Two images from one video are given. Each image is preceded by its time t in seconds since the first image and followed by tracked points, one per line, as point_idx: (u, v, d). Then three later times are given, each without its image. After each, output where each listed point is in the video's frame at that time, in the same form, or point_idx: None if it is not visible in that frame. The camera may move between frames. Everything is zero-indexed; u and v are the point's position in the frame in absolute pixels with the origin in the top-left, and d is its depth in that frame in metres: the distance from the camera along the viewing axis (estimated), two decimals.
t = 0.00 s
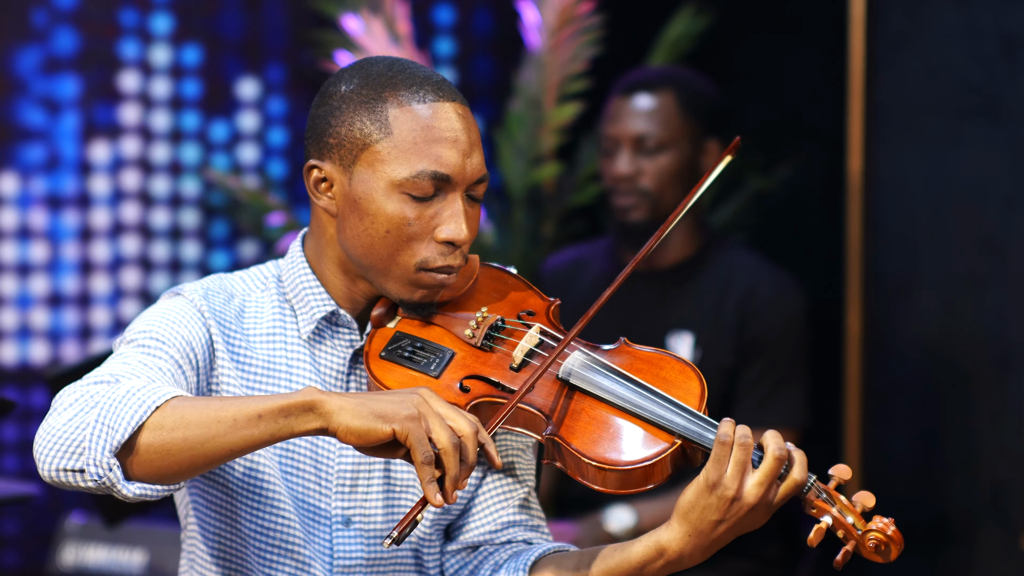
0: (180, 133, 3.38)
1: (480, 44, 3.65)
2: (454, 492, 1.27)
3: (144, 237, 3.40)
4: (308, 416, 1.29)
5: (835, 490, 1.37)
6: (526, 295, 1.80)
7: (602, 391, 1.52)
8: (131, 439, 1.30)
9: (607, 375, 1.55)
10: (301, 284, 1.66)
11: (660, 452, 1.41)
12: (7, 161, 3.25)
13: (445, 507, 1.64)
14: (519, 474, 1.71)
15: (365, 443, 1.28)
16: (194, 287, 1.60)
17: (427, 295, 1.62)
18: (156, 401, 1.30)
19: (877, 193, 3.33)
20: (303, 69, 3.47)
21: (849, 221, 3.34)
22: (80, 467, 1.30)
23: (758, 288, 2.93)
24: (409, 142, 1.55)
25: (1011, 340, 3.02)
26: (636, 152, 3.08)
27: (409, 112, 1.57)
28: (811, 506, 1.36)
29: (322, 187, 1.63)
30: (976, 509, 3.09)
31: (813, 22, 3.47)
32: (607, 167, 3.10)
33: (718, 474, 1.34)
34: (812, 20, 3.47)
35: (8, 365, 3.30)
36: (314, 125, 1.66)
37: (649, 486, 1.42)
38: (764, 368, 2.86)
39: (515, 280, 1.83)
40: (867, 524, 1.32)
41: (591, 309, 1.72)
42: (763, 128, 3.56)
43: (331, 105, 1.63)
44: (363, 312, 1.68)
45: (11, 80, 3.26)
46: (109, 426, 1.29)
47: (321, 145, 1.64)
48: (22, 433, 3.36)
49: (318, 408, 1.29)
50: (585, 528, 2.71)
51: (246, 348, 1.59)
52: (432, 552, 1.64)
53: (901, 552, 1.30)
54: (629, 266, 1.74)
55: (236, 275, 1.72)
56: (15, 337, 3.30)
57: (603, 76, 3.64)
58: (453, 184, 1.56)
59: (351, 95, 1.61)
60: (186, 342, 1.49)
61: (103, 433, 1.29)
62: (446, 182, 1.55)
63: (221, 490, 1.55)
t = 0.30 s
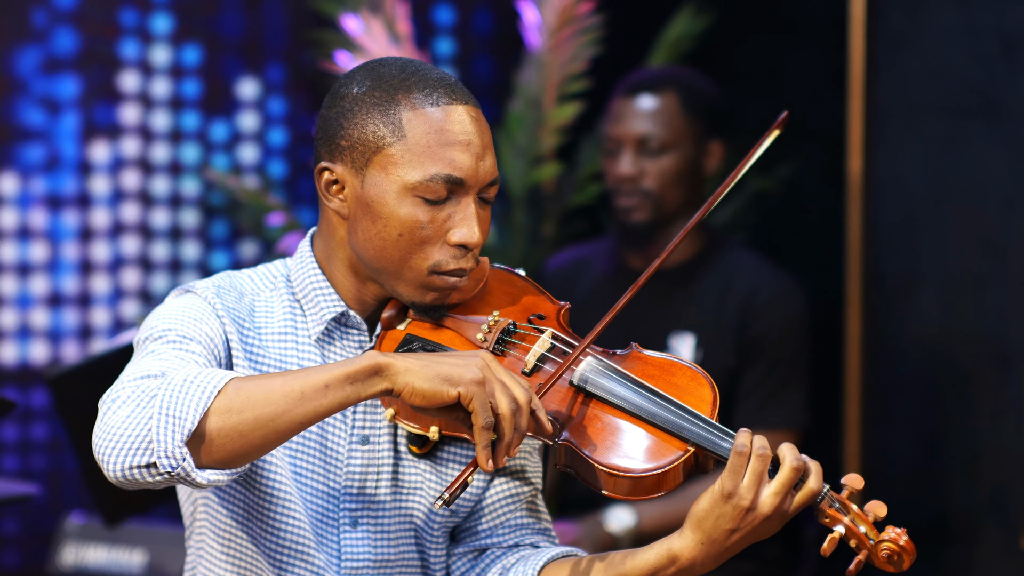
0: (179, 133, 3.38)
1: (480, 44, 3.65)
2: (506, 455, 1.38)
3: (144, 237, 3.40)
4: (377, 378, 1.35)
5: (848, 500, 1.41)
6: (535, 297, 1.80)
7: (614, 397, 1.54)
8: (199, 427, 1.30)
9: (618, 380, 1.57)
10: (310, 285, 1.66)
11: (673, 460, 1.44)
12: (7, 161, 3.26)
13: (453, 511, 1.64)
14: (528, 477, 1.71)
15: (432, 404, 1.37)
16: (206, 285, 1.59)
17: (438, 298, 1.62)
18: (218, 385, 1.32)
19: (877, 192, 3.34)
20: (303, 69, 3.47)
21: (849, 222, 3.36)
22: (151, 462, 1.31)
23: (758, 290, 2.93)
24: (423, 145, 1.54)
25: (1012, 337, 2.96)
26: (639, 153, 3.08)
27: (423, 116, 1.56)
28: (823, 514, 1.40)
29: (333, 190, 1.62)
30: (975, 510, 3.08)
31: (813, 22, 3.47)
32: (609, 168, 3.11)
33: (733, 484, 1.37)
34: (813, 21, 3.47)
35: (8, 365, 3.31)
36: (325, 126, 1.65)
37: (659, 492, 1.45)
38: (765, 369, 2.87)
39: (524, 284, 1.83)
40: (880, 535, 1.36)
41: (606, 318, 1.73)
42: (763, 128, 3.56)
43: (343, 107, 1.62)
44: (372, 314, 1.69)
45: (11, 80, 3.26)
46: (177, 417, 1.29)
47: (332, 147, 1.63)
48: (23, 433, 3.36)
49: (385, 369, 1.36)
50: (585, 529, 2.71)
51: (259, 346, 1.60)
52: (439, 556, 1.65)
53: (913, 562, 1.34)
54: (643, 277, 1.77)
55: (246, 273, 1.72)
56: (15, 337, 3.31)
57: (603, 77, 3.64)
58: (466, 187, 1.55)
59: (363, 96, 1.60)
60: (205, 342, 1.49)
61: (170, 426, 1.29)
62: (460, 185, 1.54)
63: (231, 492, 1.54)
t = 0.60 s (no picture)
0: (179, 133, 3.38)
1: (480, 44, 3.65)
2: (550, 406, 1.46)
3: (144, 237, 3.40)
4: (433, 341, 1.38)
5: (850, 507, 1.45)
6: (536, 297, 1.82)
7: (618, 401, 1.55)
8: (266, 412, 1.31)
9: (621, 386, 1.58)
10: (311, 286, 1.66)
11: (678, 463, 1.46)
12: (7, 161, 3.26)
13: (452, 511, 1.64)
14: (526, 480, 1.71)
15: (485, 360, 1.41)
16: (212, 282, 1.59)
17: (437, 301, 1.62)
18: (279, 366, 1.32)
19: (878, 192, 3.33)
20: (303, 69, 3.47)
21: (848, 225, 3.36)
22: (226, 453, 1.30)
23: (758, 289, 2.93)
24: (420, 148, 1.54)
25: (1010, 337, 3.01)
26: (638, 153, 3.09)
27: (421, 119, 1.56)
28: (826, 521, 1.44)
29: (332, 192, 1.62)
30: (975, 510, 3.10)
31: (813, 22, 3.47)
32: (608, 168, 3.11)
33: (739, 493, 1.38)
34: (813, 20, 3.47)
35: (8, 365, 3.31)
36: (322, 129, 1.64)
37: (660, 498, 1.45)
38: (765, 369, 2.87)
39: (524, 286, 1.84)
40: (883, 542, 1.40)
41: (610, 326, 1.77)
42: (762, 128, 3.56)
43: (341, 109, 1.61)
44: (372, 315, 1.69)
45: (11, 80, 3.26)
46: (247, 405, 1.30)
47: (330, 150, 1.62)
48: (23, 433, 3.36)
49: (440, 331, 1.38)
50: (585, 529, 2.70)
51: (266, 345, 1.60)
52: (439, 556, 1.65)
53: (915, 566, 1.39)
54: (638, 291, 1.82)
55: (247, 272, 1.71)
56: (15, 337, 3.31)
57: (603, 77, 3.64)
58: (464, 191, 1.55)
59: (360, 100, 1.60)
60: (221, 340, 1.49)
61: (241, 414, 1.30)
62: (459, 189, 1.54)
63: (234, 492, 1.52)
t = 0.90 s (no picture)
0: (179, 133, 3.38)
1: (480, 44, 3.65)
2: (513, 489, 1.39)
3: (144, 237, 3.40)
4: (383, 421, 1.33)
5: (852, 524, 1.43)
6: (540, 306, 1.80)
7: (622, 413, 1.54)
8: (201, 470, 1.30)
9: (625, 397, 1.56)
10: (314, 292, 1.66)
11: (680, 479, 1.46)
12: (7, 161, 3.26)
13: (451, 518, 1.64)
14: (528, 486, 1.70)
15: (439, 443, 1.35)
16: (208, 291, 1.59)
17: (443, 309, 1.62)
18: (222, 425, 1.30)
19: (878, 191, 3.33)
20: (303, 69, 3.48)
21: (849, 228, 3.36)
22: (154, 505, 1.30)
23: (754, 287, 2.93)
24: (430, 158, 1.54)
25: (1011, 339, 3.02)
26: (631, 151, 3.08)
27: (431, 128, 1.55)
28: (828, 538, 1.42)
29: (339, 199, 1.62)
30: (972, 508, 3.10)
31: (813, 22, 3.47)
32: (602, 167, 3.12)
33: (740, 510, 1.37)
34: (812, 20, 3.48)
35: (8, 365, 3.31)
36: (331, 134, 1.64)
37: (663, 511, 1.47)
38: (762, 366, 2.87)
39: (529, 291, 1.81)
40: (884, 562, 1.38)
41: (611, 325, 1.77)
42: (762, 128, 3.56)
43: (350, 116, 1.61)
44: (377, 321, 1.69)
45: (11, 79, 3.26)
46: (182, 460, 1.29)
47: (338, 156, 1.62)
48: (23, 432, 3.36)
49: (392, 412, 1.33)
50: (583, 526, 2.70)
51: (265, 352, 1.60)
52: (439, 559, 1.63)
53: None
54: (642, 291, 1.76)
55: (250, 277, 1.71)
56: (15, 337, 3.31)
57: (603, 76, 3.64)
58: (473, 202, 1.55)
59: (370, 106, 1.60)
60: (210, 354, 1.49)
61: (174, 470, 1.29)
62: (467, 200, 1.54)
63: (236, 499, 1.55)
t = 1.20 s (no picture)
0: (180, 134, 3.38)
1: (480, 44, 3.65)
2: None
3: (144, 237, 3.40)
4: (307, 507, 1.30)
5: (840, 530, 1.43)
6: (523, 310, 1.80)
7: (608, 420, 1.54)
8: (126, 530, 1.30)
9: (611, 402, 1.56)
10: (297, 300, 1.65)
11: (666, 484, 1.46)
12: (7, 161, 3.25)
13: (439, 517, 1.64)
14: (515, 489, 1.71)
15: (365, 533, 1.30)
16: (188, 306, 1.59)
17: (427, 314, 1.63)
18: (152, 490, 1.30)
19: (877, 193, 3.33)
20: (303, 69, 3.49)
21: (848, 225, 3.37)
22: (78, 554, 1.32)
23: (750, 284, 2.93)
24: (410, 168, 1.54)
25: (1012, 338, 3.02)
26: (625, 149, 3.07)
27: (411, 137, 1.56)
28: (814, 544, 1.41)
29: (320, 208, 1.63)
30: (972, 507, 3.11)
31: (813, 22, 3.47)
32: (596, 166, 3.11)
33: (726, 514, 1.37)
34: (812, 20, 3.47)
35: (8, 365, 3.30)
36: (310, 141, 1.64)
37: (650, 515, 1.46)
38: (758, 363, 2.87)
39: (515, 295, 1.82)
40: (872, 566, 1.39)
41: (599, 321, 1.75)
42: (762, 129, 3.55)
43: (329, 125, 1.61)
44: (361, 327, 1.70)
45: (11, 79, 3.25)
46: (108, 518, 1.29)
47: (317, 165, 1.62)
48: (23, 432, 3.35)
49: (316, 499, 1.30)
50: (581, 525, 2.70)
51: (248, 363, 1.59)
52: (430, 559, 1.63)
53: None
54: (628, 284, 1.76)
55: (233, 283, 1.71)
56: (15, 337, 3.30)
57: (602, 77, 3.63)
58: (454, 209, 1.56)
59: (349, 114, 1.60)
60: (182, 374, 1.49)
61: (99, 526, 1.30)
62: (449, 208, 1.55)
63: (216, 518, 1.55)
